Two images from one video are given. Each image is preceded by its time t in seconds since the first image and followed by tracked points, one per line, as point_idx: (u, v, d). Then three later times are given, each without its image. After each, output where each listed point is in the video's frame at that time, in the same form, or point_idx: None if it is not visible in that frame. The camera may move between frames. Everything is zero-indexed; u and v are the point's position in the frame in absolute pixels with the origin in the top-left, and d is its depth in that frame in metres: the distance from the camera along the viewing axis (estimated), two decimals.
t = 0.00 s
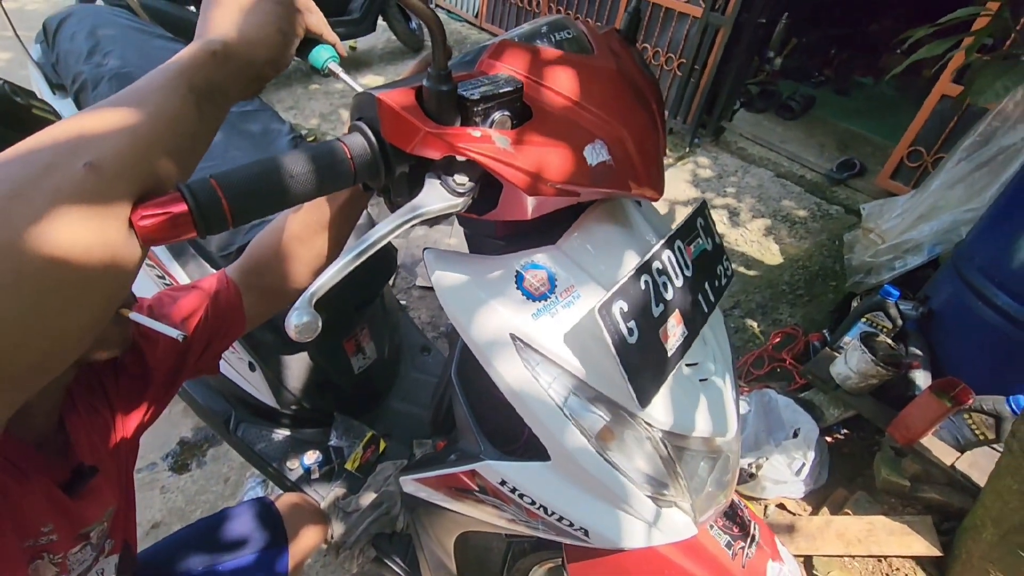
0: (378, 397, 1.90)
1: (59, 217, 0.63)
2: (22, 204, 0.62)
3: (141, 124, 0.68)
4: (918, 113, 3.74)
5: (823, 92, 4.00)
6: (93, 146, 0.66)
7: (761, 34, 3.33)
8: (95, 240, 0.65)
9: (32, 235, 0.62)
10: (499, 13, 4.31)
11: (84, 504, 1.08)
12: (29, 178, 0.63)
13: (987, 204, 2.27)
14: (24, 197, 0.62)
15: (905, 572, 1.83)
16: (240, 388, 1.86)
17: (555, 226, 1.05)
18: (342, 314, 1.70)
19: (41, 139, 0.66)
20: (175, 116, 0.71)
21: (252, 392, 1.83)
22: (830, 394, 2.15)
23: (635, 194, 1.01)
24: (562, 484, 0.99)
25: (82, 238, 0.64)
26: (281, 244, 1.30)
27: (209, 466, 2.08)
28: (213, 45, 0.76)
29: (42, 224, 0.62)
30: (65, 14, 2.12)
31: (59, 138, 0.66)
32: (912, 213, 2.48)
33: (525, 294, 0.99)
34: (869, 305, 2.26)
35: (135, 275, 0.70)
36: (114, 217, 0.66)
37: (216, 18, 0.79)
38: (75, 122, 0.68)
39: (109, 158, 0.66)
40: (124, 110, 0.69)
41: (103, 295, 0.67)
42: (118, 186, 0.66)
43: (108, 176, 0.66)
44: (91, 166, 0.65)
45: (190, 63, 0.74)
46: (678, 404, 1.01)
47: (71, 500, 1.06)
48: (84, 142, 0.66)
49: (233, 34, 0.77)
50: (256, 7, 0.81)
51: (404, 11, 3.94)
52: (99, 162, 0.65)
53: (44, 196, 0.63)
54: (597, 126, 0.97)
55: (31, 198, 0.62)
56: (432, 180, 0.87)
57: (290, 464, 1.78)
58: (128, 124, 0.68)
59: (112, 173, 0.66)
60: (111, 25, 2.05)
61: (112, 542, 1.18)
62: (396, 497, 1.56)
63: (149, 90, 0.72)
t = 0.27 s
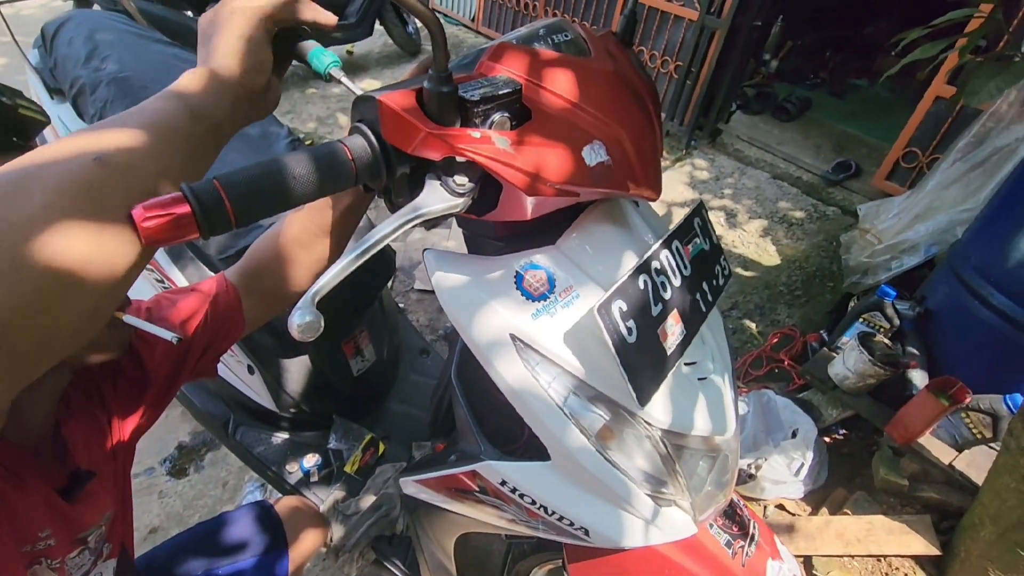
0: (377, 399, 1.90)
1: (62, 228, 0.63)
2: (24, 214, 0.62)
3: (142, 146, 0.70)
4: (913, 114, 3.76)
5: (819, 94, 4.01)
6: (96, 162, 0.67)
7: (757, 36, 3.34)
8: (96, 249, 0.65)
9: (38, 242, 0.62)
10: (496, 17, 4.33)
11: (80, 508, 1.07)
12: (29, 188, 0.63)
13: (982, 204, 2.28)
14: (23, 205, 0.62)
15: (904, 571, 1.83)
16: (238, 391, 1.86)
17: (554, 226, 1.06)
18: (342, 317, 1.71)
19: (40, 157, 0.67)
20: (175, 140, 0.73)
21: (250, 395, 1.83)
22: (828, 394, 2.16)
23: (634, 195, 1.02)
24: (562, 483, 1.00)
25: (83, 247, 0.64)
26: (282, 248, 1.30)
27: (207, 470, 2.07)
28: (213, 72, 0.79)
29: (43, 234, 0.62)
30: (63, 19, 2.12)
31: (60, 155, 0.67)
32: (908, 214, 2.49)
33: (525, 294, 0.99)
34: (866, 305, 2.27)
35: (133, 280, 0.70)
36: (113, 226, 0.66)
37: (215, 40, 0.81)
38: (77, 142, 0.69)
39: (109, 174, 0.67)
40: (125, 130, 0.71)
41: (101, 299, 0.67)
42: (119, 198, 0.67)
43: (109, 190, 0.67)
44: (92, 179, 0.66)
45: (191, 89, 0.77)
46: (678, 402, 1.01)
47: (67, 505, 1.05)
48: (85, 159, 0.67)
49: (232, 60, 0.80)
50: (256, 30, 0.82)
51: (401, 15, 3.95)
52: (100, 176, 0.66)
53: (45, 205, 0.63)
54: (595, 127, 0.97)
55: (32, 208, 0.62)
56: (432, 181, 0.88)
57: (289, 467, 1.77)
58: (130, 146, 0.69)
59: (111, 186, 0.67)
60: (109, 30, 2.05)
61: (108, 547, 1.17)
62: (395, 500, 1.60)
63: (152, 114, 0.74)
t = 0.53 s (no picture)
0: (377, 402, 1.91)
1: (81, 242, 0.67)
2: (47, 228, 0.66)
3: (152, 157, 0.73)
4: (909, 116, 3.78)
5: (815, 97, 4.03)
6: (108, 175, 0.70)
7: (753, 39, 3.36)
8: (113, 262, 0.69)
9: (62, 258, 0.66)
10: (493, 21, 4.35)
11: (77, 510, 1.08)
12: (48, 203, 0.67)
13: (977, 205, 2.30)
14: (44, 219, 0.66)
15: (903, 571, 1.84)
16: (238, 394, 1.86)
17: (554, 228, 1.06)
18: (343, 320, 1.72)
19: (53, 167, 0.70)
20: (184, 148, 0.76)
21: (251, 399, 1.84)
22: (826, 395, 2.17)
23: (632, 197, 1.03)
24: (563, 483, 1.01)
25: (101, 261, 0.68)
26: (282, 253, 1.31)
27: (208, 474, 2.08)
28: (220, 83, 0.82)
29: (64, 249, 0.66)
30: (63, 25, 2.13)
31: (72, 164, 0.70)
32: (904, 215, 2.51)
33: (525, 296, 1.00)
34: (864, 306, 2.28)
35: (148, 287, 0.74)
36: (127, 240, 0.70)
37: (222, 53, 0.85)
38: (86, 147, 0.71)
39: (121, 186, 0.70)
40: (131, 140, 0.74)
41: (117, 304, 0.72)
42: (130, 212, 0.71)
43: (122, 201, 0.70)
44: (106, 192, 0.69)
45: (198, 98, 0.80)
46: (677, 402, 1.02)
47: (62, 507, 1.06)
48: (96, 169, 0.70)
49: (238, 73, 0.84)
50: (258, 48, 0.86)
51: (399, 19, 3.97)
52: (111, 188, 0.70)
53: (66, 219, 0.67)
54: (594, 129, 0.98)
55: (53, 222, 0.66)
56: (435, 184, 0.90)
57: (290, 470, 1.78)
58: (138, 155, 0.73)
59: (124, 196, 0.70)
60: (109, 36, 2.06)
61: (108, 550, 1.18)
62: (396, 503, 1.61)
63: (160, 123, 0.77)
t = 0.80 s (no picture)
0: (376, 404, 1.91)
1: (88, 255, 0.68)
2: (51, 237, 0.67)
3: (153, 164, 0.74)
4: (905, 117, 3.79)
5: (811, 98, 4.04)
6: (114, 185, 0.71)
7: (749, 41, 3.37)
8: (121, 273, 0.71)
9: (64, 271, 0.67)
10: (491, 24, 4.36)
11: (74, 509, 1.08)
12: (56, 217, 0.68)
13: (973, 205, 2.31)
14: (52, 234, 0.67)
15: (903, 570, 1.83)
16: (238, 397, 1.86)
17: (553, 228, 1.07)
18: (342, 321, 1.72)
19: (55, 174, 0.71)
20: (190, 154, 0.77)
21: (251, 401, 1.84)
22: (824, 395, 2.18)
23: (631, 197, 1.04)
24: (564, 483, 1.01)
25: (110, 273, 0.70)
26: (279, 257, 1.31)
27: (206, 477, 2.08)
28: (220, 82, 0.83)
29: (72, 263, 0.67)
30: (62, 28, 2.13)
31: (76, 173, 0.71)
32: (902, 216, 2.53)
33: (525, 296, 1.01)
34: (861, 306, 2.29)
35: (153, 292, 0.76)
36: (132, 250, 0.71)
37: (223, 52, 0.86)
38: (90, 155, 0.73)
39: (122, 195, 0.71)
40: (133, 148, 0.75)
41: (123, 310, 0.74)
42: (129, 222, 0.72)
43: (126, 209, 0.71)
44: (105, 203, 0.70)
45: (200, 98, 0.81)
46: (676, 400, 1.03)
47: (59, 505, 1.06)
48: (96, 179, 0.71)
49: (240, 72, 0.84)
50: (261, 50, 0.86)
51: (397, 22, 3.98)
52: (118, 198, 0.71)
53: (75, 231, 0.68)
54: (593, 130, 0.99)
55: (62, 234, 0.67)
56: (433, 185, 0.91)
57: (289, 472, 1.78)
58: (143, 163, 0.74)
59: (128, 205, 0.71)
60: (108, 39, 2.07)
61: (106, 550, 1.19)
62: (396, 504, 1.57)
63: (165, 124, 0.78)
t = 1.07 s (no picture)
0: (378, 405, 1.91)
1: (99, 260, 0.68)
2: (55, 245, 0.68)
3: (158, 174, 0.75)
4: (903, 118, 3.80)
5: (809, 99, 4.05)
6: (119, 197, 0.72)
7: (747, 43, 3.38)
8: (135, 276, 0.70)
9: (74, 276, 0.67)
10: (489, 26, 4.37)
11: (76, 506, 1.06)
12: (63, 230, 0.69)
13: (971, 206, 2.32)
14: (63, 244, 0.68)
15: (903, 570, 1.84)
16: (239, 398, 1.87)
17: (557, 229, 1.08)
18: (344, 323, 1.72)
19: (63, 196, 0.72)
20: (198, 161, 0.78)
21: (252, 404, 1.84)
22: (824, 395, 2.18)
23: (634, 196, 1.04)
24: (566, 482, 1.02)
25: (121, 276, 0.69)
26: (280, 259, 1.32)
27: (206, 480, 2.08)
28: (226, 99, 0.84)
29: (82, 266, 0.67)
30: (63, 31, 2.13)
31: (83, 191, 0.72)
32: (900, 216, 2.54)
33: (528, 296, 1.01)
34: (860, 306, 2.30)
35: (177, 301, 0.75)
36: (142, 253, 0.71)
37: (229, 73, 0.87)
38: (98, 173, 0.74)
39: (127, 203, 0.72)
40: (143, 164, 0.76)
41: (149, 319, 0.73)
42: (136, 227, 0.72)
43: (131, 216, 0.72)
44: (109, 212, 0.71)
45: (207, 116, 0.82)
46: (678, 399, 1.03)
47: (60, 503, 1.04)
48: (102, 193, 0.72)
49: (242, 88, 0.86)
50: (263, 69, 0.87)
51: (396, 25, 3.98)
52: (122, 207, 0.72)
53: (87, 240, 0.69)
54: (596, 129, 1.00)
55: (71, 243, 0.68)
56: (444, 185, 0.92)
57: (291, 474, 1.78)
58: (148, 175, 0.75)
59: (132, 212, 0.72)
60: (109, 42, 2.07)
61: (106, 550, 1.17)
62: (398, 505, 1.56)
63: (176, 142, 0.79)
